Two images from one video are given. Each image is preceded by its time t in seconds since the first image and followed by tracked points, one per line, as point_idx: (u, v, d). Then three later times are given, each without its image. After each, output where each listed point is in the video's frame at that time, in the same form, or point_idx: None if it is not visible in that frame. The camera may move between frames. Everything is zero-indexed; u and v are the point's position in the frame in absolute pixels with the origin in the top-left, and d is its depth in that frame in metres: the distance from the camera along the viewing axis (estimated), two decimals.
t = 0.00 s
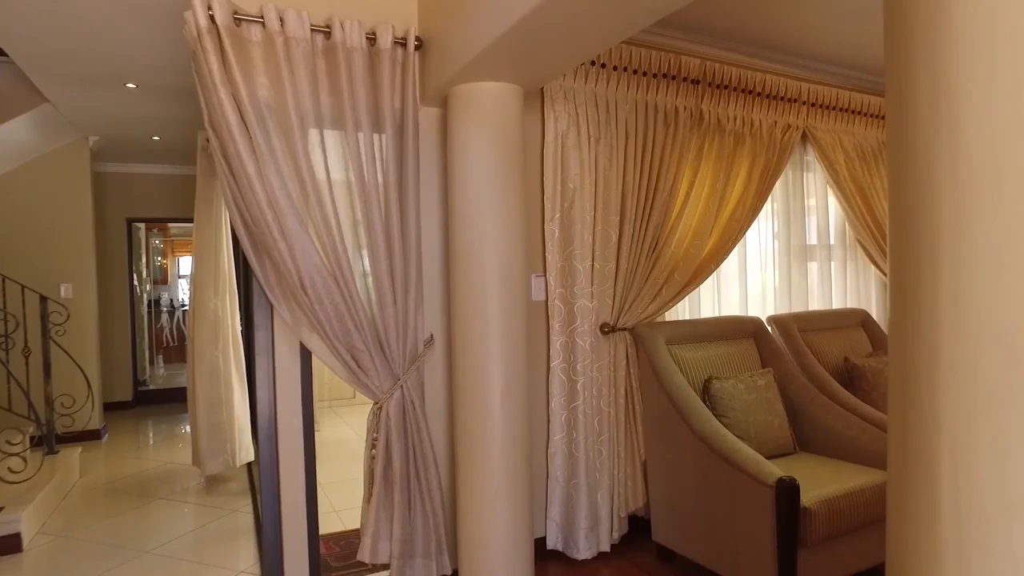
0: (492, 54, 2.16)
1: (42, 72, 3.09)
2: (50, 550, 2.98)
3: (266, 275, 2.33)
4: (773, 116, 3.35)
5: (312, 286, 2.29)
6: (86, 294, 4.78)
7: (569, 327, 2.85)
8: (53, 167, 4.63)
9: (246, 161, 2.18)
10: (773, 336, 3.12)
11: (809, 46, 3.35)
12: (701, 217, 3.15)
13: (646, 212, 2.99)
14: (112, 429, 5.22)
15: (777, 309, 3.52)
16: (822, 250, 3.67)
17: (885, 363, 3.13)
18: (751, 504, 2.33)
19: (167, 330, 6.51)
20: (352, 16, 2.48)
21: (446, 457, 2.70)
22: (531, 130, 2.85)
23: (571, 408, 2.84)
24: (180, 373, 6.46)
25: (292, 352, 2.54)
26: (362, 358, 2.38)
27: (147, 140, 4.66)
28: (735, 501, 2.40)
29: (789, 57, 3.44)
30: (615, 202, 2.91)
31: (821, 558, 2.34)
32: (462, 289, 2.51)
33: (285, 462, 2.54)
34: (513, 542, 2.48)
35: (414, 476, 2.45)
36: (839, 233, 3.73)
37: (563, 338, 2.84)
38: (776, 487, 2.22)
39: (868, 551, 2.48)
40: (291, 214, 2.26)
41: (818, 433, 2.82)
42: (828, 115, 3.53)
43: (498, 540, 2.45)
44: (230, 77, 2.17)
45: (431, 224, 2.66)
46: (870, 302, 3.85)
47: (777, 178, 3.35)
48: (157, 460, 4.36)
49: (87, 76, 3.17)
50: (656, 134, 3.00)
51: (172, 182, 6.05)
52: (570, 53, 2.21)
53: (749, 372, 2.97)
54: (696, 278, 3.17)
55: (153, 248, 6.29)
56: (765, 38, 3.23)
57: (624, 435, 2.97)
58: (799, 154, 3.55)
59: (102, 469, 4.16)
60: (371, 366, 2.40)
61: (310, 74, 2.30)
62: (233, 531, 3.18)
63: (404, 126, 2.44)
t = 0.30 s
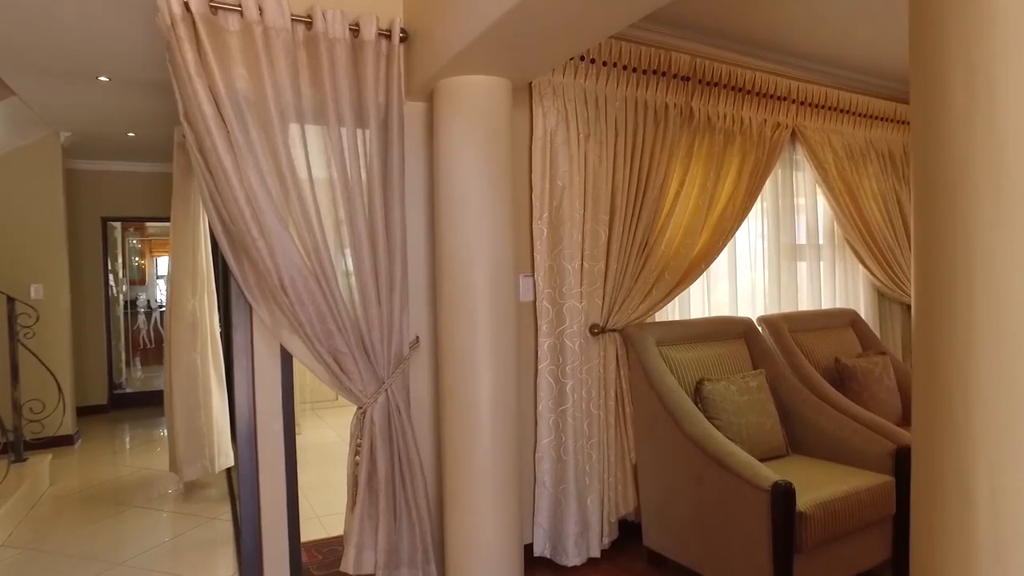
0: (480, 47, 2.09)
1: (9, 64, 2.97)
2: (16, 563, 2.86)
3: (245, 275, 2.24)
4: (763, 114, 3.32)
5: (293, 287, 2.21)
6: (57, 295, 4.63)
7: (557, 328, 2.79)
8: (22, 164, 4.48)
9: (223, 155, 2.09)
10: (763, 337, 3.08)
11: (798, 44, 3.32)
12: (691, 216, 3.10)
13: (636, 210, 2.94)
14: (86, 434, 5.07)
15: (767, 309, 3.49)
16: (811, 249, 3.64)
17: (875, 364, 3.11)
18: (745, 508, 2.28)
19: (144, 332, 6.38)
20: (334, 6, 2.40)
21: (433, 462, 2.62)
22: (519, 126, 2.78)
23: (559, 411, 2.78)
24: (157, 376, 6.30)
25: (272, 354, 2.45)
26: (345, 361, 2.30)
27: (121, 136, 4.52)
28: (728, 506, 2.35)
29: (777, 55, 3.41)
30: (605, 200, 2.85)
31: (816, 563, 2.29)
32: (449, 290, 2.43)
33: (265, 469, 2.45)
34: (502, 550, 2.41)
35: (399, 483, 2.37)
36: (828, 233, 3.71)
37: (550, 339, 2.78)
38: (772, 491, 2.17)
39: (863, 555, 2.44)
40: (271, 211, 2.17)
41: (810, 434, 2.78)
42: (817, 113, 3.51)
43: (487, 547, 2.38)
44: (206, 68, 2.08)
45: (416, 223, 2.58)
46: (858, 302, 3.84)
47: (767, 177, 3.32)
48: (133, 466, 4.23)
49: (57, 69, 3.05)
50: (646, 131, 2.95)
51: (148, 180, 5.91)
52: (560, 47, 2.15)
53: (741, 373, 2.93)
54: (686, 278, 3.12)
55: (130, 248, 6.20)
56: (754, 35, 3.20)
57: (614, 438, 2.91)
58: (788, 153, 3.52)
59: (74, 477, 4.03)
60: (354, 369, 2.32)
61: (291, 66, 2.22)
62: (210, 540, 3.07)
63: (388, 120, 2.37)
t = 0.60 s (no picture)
0: (467, 39, 2.02)
1: None
2: None
3: (222, 275, 2.15)
4: (752, 113, 3.28)
5: (273, 288, 2.12)
6: (25, 297, 4.47)
7: (545, 330, 2.73)
8: None
9: (198, 149, 2.00)
10: (753, 337, 3.05)
11: (786, 41, 3.29)
12: (680, 215, 3.06)
13: (625, 209, 2.88)
14: (57, 440, 4.91)
15: (756, 310, 3.46)
16: (800, 249, 3.62)
17: (864, 364, 3.09)
18: (738, 513, 2.23)
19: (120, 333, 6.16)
20: None
21: (418, 468, 2.54)
22: (507, 122, 2.71)
23: (548, 415, 2.72)
24: (133, 379, 6.12)
25: (250, 358, 2.36)
26: (327, 364, 2.21)
27: (94, 132, 4.38)
28: (721, 511, 2.30)
29: (765, 52, 3.38)
30: (593, 199, 2.79)
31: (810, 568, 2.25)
32: (434, 290, 2.36)
33: (243, 478, 2.36)
34: (490, 558, 2.34)
35: (383, 491, 2.30)
36: (816, 232, 3.69)
37: (538, 341, 2.72)
38: (767, 496, 2.13)
39: (857, 559, 2.40)
40: (248, 208, 2.08)
41: (801, 436, 2.75)
42: (805, 112, 3.48)
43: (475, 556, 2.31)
44: (180, 58, 1.99)
45: (400, 221, 2.50)
46: (846, 302, 3.82)
47: (756, 176, 3.28)
48: (106, 473, 4.10)
49: (24, 60, 2.93)
50: (635, 128, 2.89)
51: (122, 178, 5.74)
52: (548, 41, 2.09)
53: (732, 374, 2.89)
54: (675, 278, 3.07)
55: (105, 248, 5.99)
56: (743, 32, 3.16)
57: (603, 441, 2.86)
58: (776, 152, 3.49)
59: (44, 484, 3.89)
60: (336, 373, 2.23)
61: (270, 57, 2.13)
62: (186, 550, 2.96)
63: (372, 115, 2.28)
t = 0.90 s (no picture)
0: (452, 31, 1.94)
1: None
2: None
3: (195, 277, 2.04)
4: (740, 111, 3.24)
5: (249, 291, 2.02)
6: None
7: (532, 333, 2.65)
8: None
9: (169, 144, 1.89)
10: (742, 339, 3.01)
11: (773, 40, 3.26)
12: (669, 215, 3.00)
13: (614, 209, 2.82)
14: (25, 448, 4.73)
15: (744, 312, 3.42)
16: (788, 249, 3.59)
17: (853, 365, 3.06)
18: (732, 521, 2.18)
19: (93, 337, 6.00)
20: None
21: (402, 476, 2.46)
22: (492, 119, 2.63)
23: (535, 420, 2.65)
24: (106, 384, 5.94)
25: (226, 364, 2.26)
26: (306, 370, 2.12)
27: (62, 127, 4.21)
28: (714, 519, 2.25)
29: (752, 50, 3.35)
30: (581, 198, 2.72)
31: None
32: (418, 293, 2.28)
33: (218, 490, 2.26)
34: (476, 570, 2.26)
35: (365, 501, 2.21)
36: (804, 233, 3.67)
37: (524, 344, 2.64)
38: (761, 503, 2.07)
39: (851, 566, 2.36)
40: (223, 206, 1.98)
41: (791, 440, 2.71)
42: (793, 112, 3.45)
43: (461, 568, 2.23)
44: (149, 48, 1.88)
45: (382, 220, 2.41)
46: (833, 303, 3.80)
47: (744, 175, 3.24)
48: (75, 481, 3.95)
49: None
50: (624, 126, 2.84)
51: (92, 175, 5.56)
52: (537, 34, 2.02)
53: (722, 377, 2.84)
54: (663, 279, 3.02)
55: (77, 248, 5.81)
56: (731, 29, 3.12)
57: (592, 447, 2.79)
58: (764, 152, 3.46)
59: (10, 495, 3.73)
60: (316, 379, 2.14)
61: (245, 48, 2.04)
62: (158, 563, 2.84)
63: (353, 110, 2.19)
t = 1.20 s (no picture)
0: (432, 23, 1.86)
1: None
2: None
3: (162, 279, 1.94)
4: (723, 111, 3.22)
5: (219, 293, 1.92)
6: None
7: (514, 336, 2.59)
8: None
9: (132, 139, 1.79)
10: (726, 340, 2.98)
11: (754, 39, 3.24)
12: (652, 216, 2.96)
13: (597, 209, 2.77)
14: None
15: (726, 313, 3.40)
16: (769, 250, 3.58)
17: (836, 366, 3.05)
18: (719, 527, 2.14)
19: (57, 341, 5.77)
20: None
21: (381, 485, 2.37)
22: (473, 116, 2.56)
23: (517, 426, 2.59)
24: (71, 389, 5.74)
25: (195, 370, 2.15)
26: (280, 377, 2.02)
27: (21, 122, 4.04)
28: (701, 526, 2.20)
29: (733, 49, 3.33)
30: (564, 198, 2.66)
31: None
32: (397, 295, 2.20)
33: (187, 503, 2.15)
34: None
35: (343, 513, 2.12)
36: (785, 234, 3.66)
37: (506, 348, 2.58)
38: (750, 509, 2.03)
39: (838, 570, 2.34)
40: (191, 205, 1.88)
41: (776, 443, 2.69)
42: (774, 112, 3.44)
43: None
44: (110, 37, 1.78)
45: (360, 219, 2.32)
46: (813, 304, 3.80)
47: (727, 175, 3.22)
48: (37, 492, 3.79)
49: None
50: (607, 125, 2.79)
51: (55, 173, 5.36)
52: (520, 27, 1.95)
53: (706, 380, 2.81)
54: (647, 280, 2.97)
55: (41, 248, 5.59)
56: (713, 28, 3.09)
57: (575, 453, 2.74)
58: (746, 152, 3.45)
59: None
60: (290, 387, 2.04)
61: (215, 38, 1.94)
62: None
63: (329, 105, 2.10)
